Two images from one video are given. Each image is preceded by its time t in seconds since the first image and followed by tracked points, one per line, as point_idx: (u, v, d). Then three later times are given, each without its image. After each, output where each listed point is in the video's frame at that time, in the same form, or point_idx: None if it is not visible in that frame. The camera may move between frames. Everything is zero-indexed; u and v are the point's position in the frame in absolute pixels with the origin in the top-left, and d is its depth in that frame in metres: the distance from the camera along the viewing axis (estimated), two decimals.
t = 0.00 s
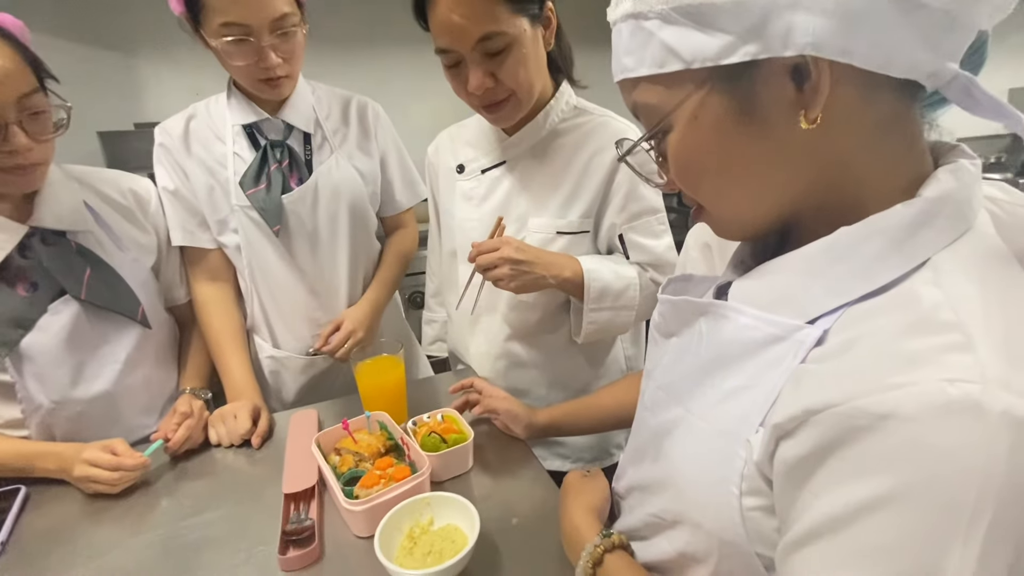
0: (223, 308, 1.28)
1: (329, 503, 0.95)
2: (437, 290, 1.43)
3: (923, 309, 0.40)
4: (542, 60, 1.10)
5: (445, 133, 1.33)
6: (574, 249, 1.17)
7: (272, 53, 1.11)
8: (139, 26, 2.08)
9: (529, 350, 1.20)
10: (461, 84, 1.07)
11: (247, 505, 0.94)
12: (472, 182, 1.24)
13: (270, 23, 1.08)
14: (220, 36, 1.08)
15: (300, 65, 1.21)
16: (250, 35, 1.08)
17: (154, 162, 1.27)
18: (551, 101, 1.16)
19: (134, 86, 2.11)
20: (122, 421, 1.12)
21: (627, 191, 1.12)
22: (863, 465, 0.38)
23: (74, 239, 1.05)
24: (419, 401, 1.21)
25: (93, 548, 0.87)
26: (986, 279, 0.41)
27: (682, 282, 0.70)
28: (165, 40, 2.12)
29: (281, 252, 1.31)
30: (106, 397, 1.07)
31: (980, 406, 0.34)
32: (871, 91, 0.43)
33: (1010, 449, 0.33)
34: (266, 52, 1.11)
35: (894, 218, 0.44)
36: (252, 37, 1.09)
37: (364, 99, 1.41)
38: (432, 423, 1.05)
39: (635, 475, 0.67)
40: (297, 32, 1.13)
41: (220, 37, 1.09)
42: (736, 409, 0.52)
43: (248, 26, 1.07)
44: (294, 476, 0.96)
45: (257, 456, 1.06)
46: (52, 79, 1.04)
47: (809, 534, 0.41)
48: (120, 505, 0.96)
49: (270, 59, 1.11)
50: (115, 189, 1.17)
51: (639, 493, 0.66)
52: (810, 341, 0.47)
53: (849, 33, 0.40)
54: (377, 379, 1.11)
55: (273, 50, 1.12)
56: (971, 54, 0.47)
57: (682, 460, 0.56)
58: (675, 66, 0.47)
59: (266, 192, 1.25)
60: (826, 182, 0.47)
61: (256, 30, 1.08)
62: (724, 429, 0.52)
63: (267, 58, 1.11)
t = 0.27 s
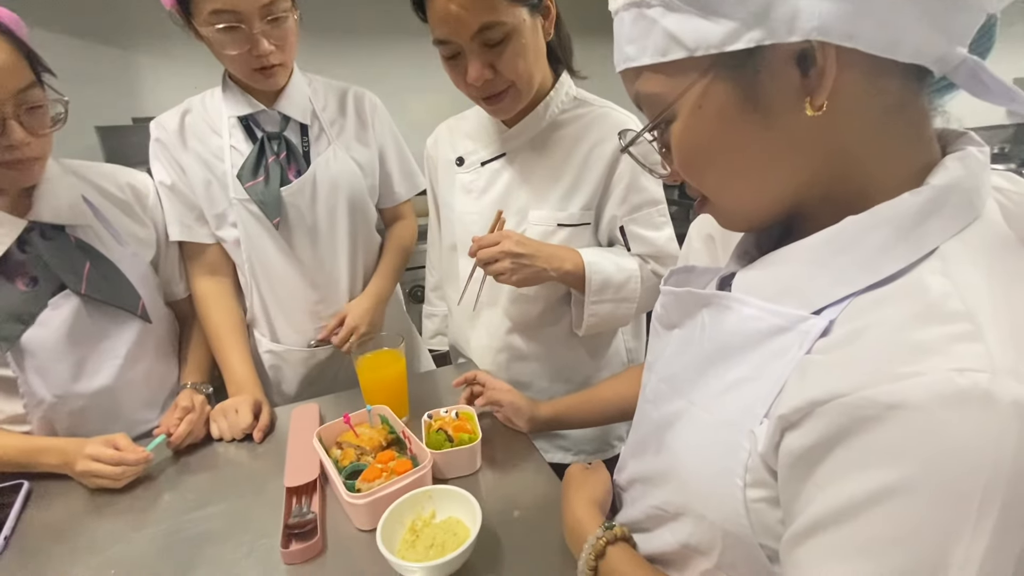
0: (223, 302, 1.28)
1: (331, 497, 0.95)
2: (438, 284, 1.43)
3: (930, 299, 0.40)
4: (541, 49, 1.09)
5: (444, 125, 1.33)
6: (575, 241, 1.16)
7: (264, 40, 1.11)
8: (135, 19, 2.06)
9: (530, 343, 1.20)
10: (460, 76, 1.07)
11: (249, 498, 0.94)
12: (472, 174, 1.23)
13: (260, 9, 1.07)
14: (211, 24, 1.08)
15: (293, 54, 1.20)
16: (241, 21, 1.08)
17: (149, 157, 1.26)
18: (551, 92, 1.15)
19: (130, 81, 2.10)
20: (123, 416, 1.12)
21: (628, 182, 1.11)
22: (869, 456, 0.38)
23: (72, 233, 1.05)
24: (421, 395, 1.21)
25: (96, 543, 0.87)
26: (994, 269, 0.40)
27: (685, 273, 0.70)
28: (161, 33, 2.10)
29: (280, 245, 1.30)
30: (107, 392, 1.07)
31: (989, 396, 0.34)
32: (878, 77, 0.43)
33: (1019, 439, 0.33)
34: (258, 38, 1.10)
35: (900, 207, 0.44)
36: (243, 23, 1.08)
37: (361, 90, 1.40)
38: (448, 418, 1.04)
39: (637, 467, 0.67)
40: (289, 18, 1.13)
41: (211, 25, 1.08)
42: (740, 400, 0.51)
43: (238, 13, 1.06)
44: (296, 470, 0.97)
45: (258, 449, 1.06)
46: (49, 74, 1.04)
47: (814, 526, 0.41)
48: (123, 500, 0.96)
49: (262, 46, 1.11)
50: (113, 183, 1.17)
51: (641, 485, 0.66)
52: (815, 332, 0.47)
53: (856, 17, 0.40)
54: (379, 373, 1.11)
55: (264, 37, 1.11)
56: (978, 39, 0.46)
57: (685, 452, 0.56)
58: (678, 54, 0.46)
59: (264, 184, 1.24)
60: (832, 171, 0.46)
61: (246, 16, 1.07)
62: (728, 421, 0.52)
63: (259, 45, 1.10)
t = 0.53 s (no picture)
0: (226, 296, 1.28)
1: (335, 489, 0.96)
2: (440, 277, 1.43)
3: (935, 289, 0.40)
4: (543, 41, 1.08)
5: (446, 118, 1.32)
6: (577, 234, 1.16)
7: (256, 29, 1.11)
8: (135, 14, 2.05)
9: (533, 336, 1.20)
10: (461, 68, 1.06)
11: (254, 491, 0.95)
12: (474, 167, 1.23)
13: None
14: (203, 15, 1.08)
15: (286, 43, 1.21)
16: (233, 11, 1.08)
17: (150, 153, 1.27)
18: (552, 84, 1.15)
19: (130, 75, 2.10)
20: (128, 409, 1.12)
21: (631, 174, 1.11)
22: (872, 446, 0.38)
23: (75, 228, 1.05)
24: (424, 388, 1.21)
25: (102, 535, 0.88)
26: (999, 259, 0.40)
27: (687, 266, 0.70)
28: (161, 27, 2.10)
29: (281, 237, 1.30)
30: (111, 385, 1.08)
31: (994, 385, 0.34)
32: (885, 66, 0.43)
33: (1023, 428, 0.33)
34: (250, 28, 1.11)
35: (906, 197, 0.44)
36: (235, 13, 1.09)
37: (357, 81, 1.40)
38: (450, 412, 1.05)
39: (640, 459, 0.67)
40: (280, 7, 1.13)
41: (204, 16, 1.09)
42: (744, 391, 0.52)
43: (229, 2, 1.07)
44: (300, 463, 0.97)
45: (263, 442, 1.07)
46: (50, 67, 1.03)
47: (816, 516, 0.41)
48: (129, 492, 0.96)
49: (255, 35, 1.11)
50: (114, 177, 1.17)
51: (644, 477, 0.67)
52: (818, 323, 0.47)
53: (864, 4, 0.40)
54: (381, 366, 1.11)
55: (256, 26, 1.12)
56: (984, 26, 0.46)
57: (689, 443, 0.56)
58: (684, 43, 0.46)
59: (263, 176, 1.24)
60: (837, 160, 0.46)
61: (237, 5, 1.07)
62: (732, 411, 0.52)
63: (252, 34, 1.11)
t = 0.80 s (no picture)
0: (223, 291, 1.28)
1: (332, 485, 0.96)
2: (437, 274, 1.43)
3: (931, 284, 0.40)
4: (541, 36, 1.08)
5: (443, 114, 1.32)
6: (574, 230, 1.16)
7: (245, 25, 1.12)
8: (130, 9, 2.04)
9: (530, 332, 1.20)
10: (458, 64, 1.06)
11: (251, 486, 0.95)
12: (471, 163, 1.23)
13: None
14: (192, 14, 1.08)
15: (277, 38, 1.21)
16: (222, 9, 1.08)
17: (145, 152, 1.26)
18: (550, 80, 1.15)
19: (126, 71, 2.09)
20: (125, 405, 1.12)
21: (629, 170, 1.11)
22: (866, 442, 0.38)
23: (70, 224, 1.05)
24: (421, 384, 1.21)
25: (99, 531, 0.88)
26: (994, 254, 0.40)
27: (684, 262, 0.70)
28: (156, 23, 2.08)
29: (276, 233, 1.29)
30: (108, 381, 1.08)
31: (988, 381, 0.34)
32: (888, 60, 0.43)
33: (1017, 424, 0.33)
34: (239, 24, 1.11)
35: (904, 191, 0.44)
36: (223, 11, 1.09)
37: (350, 77, 1.40)
38: (450, 409, 1.04)
39: (636, 455, 0.67)
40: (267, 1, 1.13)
41: (193, 15, 1.08)
42: (740, 386, 0.52)
43: None
44: (297, 459, 0.97)
45: (259, 438, 1.07)
46: (45, 62, 1.03)
47: (810, 511, 0.41)
48: (125, 489, 0.96)
49: (244, 32, 1.12)
50: (111, 173, 1.16)
51: (640, 473, 0.67)
52: (814, 318, 0.47)
53: None
54: (378, 362, 1.11)
55: (244, 22, 1.12)
56: (983, 20, 0.46)
57: (684, 439, 0.56)
58: (686, 35, 0.46)
59: (258, 171, 1.23)
60: (837, 155, 0.46)
61: (226, 3, 1.07)
62: (728, 407, 0.52)
63: (242, 31, 1.11)
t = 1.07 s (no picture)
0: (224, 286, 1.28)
1: (331, 478, 0.96)
2: (438, 268, 1.42)
3: (933, 280, 0.39)
4: (541, 27, 1.07)
5: (444, 108, 1.31)
6: (575, 225, 1.16)
7: (247, 13, 1.11)
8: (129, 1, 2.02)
9: (530, 327, 1.20)
10: (459, 54, 1.05)
11: (250, 480, 0.95)
12: (472, 157, 1.22)
13: None
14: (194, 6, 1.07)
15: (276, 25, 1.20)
16: None
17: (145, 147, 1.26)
18: (552, 73, 1.14)
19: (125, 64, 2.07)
20: (124, 398, 1.12)
21: (630, 164, 1.10)
22: (865, 439, 0.38)
23: (74, 217, 1.04)
24: (421, 379, 1.21)
25: (99, 523, 0.88)
26: (998, 249, 0.39)
27: (683, 256, 0.69)
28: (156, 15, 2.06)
29: (276, 229, 1.28)
30: (107, 374, 1.07)
31: (990, 377, 0.33)
32: (893, 50, 0.42)
33: (1019, 421, 0.33)
34: (241, 13, 1.10)
35: (907, 185, 0.43)
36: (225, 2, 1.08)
37: (343, 70, 1.38)
38: (454, 406, 1.04)
39: (635, 450, 0.67)
40: None
41: (194, 8, 1.07)
42: (738, 382, 0.51)
43: None
44: (296, 452, 0.97)
45: (259, 432, 1.06)
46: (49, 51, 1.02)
47: (809, 508, 0.41)
48: (124, 481, 0.96)
49: (247, 19, 1.11)
50: (115, 165, 1.16)
51: (639, 468, 0.66)
52: (814, 314, 0.47)
53: None
54: (377, 355, 1.11)
55: (245, 10, 1.11)
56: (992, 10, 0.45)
57: (683, 434, 0.56)
58: (687, 26, 0.45)
59: (258, 166, 1.23)
60: (840, 148, 0.45)
61: None
62: (727, 403, 0.52)
63: (245, 19, 1.10)
